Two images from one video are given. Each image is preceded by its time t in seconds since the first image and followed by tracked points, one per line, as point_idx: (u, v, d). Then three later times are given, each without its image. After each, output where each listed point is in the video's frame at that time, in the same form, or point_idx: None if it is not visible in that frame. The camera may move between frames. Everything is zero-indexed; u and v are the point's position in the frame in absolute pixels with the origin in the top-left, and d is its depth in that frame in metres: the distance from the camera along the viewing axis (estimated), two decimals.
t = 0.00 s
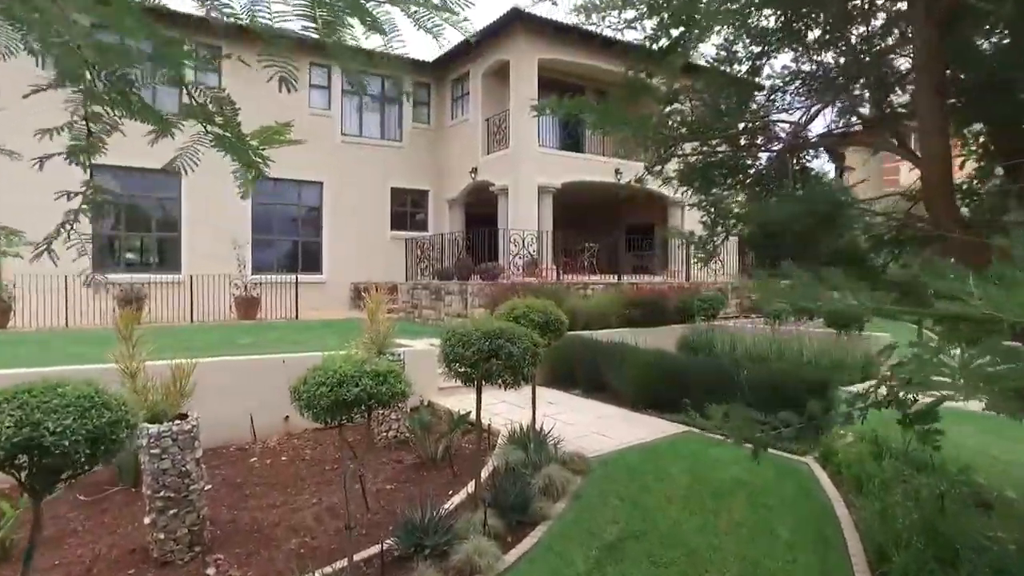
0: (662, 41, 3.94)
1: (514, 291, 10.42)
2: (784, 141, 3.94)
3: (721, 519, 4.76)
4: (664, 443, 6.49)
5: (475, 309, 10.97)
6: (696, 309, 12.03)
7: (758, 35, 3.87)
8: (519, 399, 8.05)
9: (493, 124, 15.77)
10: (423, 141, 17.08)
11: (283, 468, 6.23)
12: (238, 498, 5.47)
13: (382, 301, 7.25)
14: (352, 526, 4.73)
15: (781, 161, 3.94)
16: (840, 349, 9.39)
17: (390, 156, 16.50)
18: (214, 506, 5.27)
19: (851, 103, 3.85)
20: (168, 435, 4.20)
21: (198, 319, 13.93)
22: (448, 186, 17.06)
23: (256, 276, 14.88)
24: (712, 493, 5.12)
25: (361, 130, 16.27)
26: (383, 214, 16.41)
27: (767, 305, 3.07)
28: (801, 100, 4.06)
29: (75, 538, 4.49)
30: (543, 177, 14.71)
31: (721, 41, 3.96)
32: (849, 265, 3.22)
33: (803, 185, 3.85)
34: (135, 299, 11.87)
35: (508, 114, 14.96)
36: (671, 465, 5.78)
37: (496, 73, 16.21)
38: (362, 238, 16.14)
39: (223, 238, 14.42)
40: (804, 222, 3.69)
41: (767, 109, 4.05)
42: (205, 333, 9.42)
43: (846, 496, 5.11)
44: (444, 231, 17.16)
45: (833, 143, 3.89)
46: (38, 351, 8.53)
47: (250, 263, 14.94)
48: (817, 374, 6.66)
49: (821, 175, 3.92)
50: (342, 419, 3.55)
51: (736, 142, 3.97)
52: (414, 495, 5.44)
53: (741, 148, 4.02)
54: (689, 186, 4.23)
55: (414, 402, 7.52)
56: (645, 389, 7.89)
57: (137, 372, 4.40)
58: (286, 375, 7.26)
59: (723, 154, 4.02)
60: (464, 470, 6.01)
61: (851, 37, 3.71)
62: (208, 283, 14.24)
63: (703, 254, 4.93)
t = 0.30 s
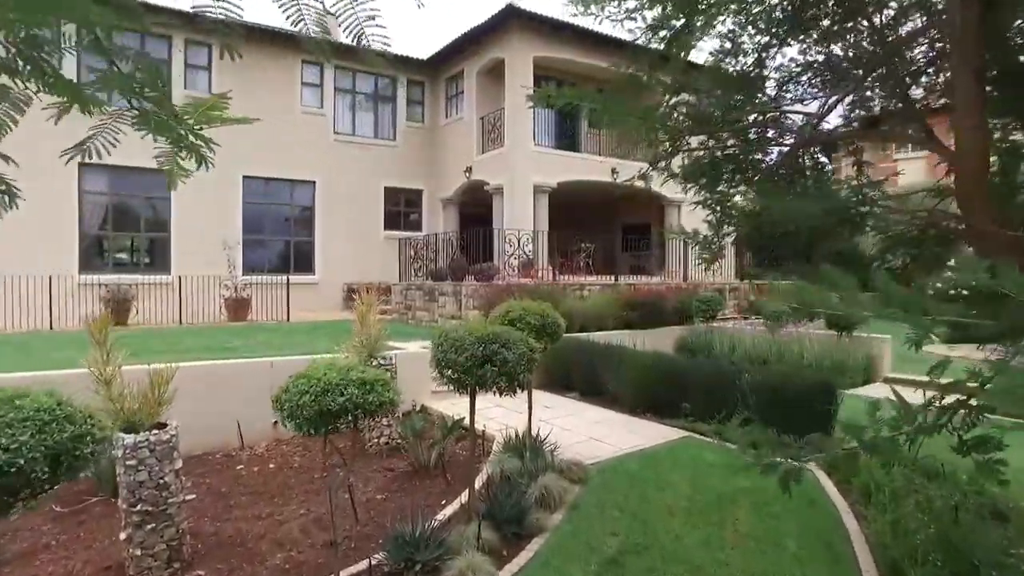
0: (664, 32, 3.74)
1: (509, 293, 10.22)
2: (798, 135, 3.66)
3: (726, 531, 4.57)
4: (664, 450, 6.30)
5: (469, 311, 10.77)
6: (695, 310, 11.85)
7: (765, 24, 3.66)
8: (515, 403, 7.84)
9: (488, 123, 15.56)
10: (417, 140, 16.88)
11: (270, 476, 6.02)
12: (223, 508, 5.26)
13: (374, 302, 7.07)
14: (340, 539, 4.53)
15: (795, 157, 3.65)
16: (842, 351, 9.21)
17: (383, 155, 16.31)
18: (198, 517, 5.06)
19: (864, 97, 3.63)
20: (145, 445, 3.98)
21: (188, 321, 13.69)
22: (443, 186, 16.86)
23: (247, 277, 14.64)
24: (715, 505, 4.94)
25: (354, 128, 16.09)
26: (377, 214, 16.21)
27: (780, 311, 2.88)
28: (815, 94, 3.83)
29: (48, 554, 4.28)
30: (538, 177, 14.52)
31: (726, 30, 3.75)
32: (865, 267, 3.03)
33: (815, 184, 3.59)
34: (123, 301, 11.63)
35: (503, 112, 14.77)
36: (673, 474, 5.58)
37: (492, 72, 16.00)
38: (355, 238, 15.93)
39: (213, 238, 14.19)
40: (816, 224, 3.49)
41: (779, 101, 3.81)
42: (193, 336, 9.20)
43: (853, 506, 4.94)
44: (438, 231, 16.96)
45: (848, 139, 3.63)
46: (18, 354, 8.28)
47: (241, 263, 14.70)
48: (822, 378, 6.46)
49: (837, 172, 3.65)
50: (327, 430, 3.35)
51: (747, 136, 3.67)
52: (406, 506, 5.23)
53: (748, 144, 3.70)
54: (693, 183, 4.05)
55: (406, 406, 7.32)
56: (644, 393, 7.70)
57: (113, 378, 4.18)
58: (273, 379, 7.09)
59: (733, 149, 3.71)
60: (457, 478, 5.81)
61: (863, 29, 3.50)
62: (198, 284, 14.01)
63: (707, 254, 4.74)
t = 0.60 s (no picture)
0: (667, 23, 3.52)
1: (505, 294, 9.99)
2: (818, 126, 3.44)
3: (734, 545, 4.37)
4: (666, 457, 6.10)
5: (465, 314, 10.54)
6: (694, 312, 11.63)
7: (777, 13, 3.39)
8: (513, 408, 7.62)
9: (483, 121, 15.34)
10: (412, 138, 16.65)
11: (258, 485, 5.78)
12: (207, 520, 5.02)
13: (365, 304, 6.85)
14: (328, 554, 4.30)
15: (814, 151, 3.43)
16: (845, 353, 9.01)
17: (377, 153, 16.09)
18: (180, 530, 4.82)
19: (881, 89, 3.52)
20: (121, 457, 3.73)
21: (176, 322, 13.41)
22: (438, 185, 16.63)
23: (238, 277, 14.38)
24: (721, 517, 4.73)
25: (348, 126, 15.86)
26: (371, 213, 15.98)
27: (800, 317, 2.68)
28: (839, 81, 3.58)
29: (18, 572, 4.04)
30: (534, 175, 14.31)
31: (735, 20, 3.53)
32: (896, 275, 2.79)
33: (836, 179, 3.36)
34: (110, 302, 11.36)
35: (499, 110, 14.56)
36: (676, 483, 5.36)
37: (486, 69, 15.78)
38: (349, 238, 15.68)
39: (202, 237, 13.92)
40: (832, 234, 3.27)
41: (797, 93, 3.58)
42: (181, 339, 8.94)
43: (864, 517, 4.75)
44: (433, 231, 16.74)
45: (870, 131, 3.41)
46: None
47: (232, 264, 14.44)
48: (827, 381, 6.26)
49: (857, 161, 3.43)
50: (313, 444, 3.13)
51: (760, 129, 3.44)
52: (398, 517, 5.01)
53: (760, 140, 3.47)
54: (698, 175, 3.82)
55: (399, 411, 7.11)
56: (644, 397, 7.47)
57: (87, 386, 3.94)
58: (261, 384, 6.86)
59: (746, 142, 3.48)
60: (452, 488, 5.59)
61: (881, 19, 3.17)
62: (188, 284, 13.75)
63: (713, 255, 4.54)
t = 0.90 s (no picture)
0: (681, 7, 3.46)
1: (503, 296, 9.78)
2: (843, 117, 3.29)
3: (745, 560, 4.16)
4: (670, 464, 5.89)
5: (461, 316, 10.32)
6: (694, 314, 11.42)
7: None
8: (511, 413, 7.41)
9: (480, 120, 15.15)
10: (407, 137, 16.44)
11: (245, 494, 5.55)
12: (191, 533, 4.78)
13: (358, 306, 6.63)
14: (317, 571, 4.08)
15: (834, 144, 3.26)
16: (850, 355, 8.81)
17: (372, 152, 15.88)
18: (162, 544, 4.58)
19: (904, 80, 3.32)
20: (95, 471, 3.50)
21: (167, 324, 13.15)
22: (434, 184, 16.42)
23: (230, 278, 14.12)
24: (730, 529, 4.52)
25: (343, 125, 15.64)
26: (366, 213, 15.75)
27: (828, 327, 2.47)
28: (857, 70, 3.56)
29: None
30: (532, 174, 14.10)
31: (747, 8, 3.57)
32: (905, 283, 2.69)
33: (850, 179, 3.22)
34: (98, 303, 11.10)
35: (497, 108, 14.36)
36: (681, 493, 5.16)
37: (483, 67, 15.58)
38: (343, 238, 15.45)
39: (193, 237, 13.67)
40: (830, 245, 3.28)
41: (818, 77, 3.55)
42: (169, 341, 8.70)
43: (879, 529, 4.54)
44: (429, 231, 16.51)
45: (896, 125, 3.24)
46: None
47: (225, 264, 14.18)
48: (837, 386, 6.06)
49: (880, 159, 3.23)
50: (301, 458, 2.92)
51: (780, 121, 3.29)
52: (392, 530, 4.79)
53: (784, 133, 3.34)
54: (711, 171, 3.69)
55: (394, 416, 6.89)
56: (646, 401, 7.26)
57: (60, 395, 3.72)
58: (251, 388, 6.64)
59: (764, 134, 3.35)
60: (448, 498, 5.38)
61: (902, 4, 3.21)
62: (179, 285, 13.48)
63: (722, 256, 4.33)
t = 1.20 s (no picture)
0: None
1: (499, 296, 9.56)
2: (872, 103, 3.21)
3: None
4: (672, 471, 5.69)
5: (457, 317, 10.10)
6: (694, 314, 11.21)
7: None
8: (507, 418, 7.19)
9: (476, 118, 14.95)
10: (402, 136, 16.24)
11: (231, 503, 5.34)
12: (172, 545, 4.56)
13: (349, 308, 6.43)
14: None
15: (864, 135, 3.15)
16: (854, 357, 8.62)
17: (367, 150, 15.68)
18: (141, 559, 4.37)
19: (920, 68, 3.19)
20: (64, 484, 3.45)
21: (157, 325, 12.91)
22: (429, 183, 16.22)
23: (222, 278, 13.89)
24: (737, 542, 4.32)
25: (337, 123, 15.42)
26: (360, 213, 15.54)
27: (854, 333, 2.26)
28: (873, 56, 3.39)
29: None
30: (528, 173, 13.90)
31: None
32: (914, 291, 2.54)
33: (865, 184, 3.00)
34: (85, 304, 10.86)
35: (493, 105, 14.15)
36: (685, 503, 4.96)
37: (479, 65, 15.39)
38: (336, 237, 15.23)
39: (183, 236, 13.43)
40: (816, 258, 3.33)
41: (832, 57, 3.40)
42: (155, 344, 8.45)
43: (892, 540, 4.34)
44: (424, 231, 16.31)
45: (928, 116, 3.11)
46: None
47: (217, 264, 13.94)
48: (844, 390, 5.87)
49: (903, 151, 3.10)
50: (279, 474, 2.70)
51: (797, 105, 3.26)
52: (384, 542, 4.58)
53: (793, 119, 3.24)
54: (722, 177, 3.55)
55: (386, 421, 6.69)
56: (647, 406, 7.05)
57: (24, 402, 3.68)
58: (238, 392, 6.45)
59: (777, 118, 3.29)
60: (442, 507, 5.18)
61: None
62: (169, 285, 13.25)
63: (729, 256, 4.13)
